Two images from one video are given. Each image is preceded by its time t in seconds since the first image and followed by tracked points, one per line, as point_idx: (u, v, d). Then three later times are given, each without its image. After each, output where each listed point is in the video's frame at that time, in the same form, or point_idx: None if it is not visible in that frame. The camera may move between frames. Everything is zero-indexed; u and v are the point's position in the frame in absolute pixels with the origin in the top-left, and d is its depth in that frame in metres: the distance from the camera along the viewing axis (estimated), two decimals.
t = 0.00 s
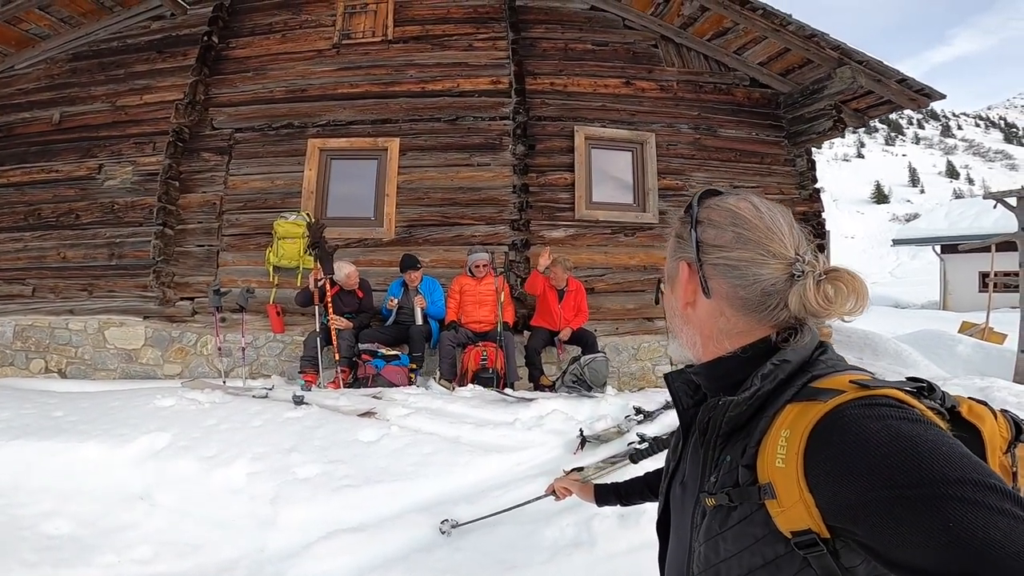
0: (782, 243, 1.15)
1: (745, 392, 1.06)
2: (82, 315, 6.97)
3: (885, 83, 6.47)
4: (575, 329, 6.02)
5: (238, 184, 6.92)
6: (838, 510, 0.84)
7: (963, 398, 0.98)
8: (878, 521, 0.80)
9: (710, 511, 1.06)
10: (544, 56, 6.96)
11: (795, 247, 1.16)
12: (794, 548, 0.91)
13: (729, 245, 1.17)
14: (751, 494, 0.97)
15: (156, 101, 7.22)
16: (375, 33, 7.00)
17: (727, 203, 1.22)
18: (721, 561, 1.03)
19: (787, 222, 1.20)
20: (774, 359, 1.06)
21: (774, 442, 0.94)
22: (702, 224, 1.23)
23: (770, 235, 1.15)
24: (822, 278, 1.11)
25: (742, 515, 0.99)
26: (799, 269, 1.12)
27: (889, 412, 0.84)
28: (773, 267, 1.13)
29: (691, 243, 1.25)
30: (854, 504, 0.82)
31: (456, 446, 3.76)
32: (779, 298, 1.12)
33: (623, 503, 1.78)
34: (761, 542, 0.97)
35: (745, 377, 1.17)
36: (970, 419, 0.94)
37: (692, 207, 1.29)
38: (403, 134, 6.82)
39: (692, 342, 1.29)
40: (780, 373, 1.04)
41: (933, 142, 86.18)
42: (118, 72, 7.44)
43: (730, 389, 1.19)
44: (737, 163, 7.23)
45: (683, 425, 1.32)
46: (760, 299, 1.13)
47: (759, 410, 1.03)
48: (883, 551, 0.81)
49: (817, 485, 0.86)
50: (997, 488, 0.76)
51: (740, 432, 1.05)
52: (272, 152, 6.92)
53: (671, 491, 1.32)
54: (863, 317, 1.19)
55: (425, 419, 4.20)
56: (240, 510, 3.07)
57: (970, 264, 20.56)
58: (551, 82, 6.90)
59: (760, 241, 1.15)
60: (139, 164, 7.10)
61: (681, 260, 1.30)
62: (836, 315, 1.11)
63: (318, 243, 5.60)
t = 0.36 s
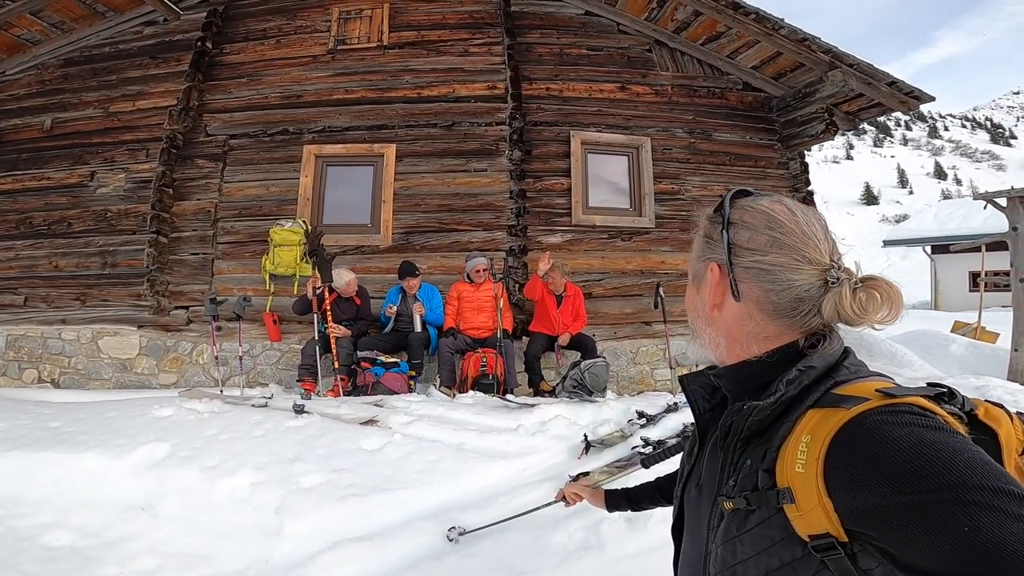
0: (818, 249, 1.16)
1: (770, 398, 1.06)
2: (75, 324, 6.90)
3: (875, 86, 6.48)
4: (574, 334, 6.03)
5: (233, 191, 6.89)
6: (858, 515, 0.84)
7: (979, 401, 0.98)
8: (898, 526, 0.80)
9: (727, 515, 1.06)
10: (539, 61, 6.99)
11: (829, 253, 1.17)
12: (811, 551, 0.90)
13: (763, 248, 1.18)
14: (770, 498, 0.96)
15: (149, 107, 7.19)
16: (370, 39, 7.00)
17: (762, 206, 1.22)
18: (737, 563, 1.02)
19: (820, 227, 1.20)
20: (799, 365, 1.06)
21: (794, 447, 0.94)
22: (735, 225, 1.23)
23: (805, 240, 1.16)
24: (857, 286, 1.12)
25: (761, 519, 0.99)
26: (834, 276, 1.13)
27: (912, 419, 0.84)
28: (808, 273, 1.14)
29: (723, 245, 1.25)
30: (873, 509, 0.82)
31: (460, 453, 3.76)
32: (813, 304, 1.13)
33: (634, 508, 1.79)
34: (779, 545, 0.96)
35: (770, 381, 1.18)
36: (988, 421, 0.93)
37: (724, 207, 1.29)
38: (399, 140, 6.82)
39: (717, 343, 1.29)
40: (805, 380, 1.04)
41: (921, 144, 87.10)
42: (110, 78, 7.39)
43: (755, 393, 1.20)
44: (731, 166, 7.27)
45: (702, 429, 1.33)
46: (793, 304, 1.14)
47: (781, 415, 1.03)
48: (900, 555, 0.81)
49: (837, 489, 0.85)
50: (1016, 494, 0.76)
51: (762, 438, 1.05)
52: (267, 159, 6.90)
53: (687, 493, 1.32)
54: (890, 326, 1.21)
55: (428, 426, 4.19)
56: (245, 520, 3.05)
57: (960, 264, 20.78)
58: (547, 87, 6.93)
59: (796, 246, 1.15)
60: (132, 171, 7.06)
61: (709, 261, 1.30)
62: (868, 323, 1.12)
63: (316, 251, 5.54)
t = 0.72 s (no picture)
0: (811, 247, 1.17)
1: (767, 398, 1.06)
2: (70, 324, 6.87)
3: (870, 86, 6.54)
4: (571, 333, 6.04)
5: (228, 190, 6.87)
6: (856, 514, 0.84)
7: (975, 399, 0.99)
8: (895, 526, 0.81)
9: (724, 515, 1.06)
10: (536, 61, 7.00)
11: (822, 250, 1.18)
12: (809, 550, 0.91)
13: (757, 247, 1.18)
14: (767, 498, 0.96)
15: (143, 106, 7.15)
16: (366, 37, 6.98)
17: (754, 204, 1.23)
18: (735, 562, 1.02)
19: (812, 223, 1.22)
20: (796, 366, 1.06)
21: (791, 447, 0.94)
22: (728, 224, 1.24)
23: (799, 238, 1.17)
24: (853, 282, 1.13)
25: (758, 519, 0.99)
26: (828, 273, 1.15)
27: (909, 419, 0.85)
28: (802, 271, 1.15)
29: (716, 245, 1.26)
30: (870, 508, 0.82)
31: (458, 452, 3.76)
32: (809, 302, 1.14)
33: (633, 507, 1.79)
34: (777, 545, 0.96)
35: (768, 381, 1.18)
36: (984, 419, 0.94)
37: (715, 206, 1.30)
38: (396, 139, 6.80)
39: (712, 344, 1.29)
40: (802, 380, 1.04)
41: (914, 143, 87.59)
42: (103, 77, 7.34)
43: (751, 393, 1.20)
44: (727, 165, 7.29)
45: (697, 428, 1.34)
46: (789, 302, 1.15)
47: (778, 415, 1.04)
48: (897, 555, 0.82)
49: (835, 488, 0.86)
50: (1014, 494, 0.77)
51: (759, 438, 1.06)
52: (262, 158, 6.88)
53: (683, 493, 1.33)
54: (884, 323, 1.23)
55: (426, 425, 4.19)
56: (243, 520, 3.05)
57: (953, 262, 20.92)
58: (543, 86, 6.93)
59: (789, 244, 1.17)
60: (127, 170, 7.02)
61: (703, 261, 1.30)
62: (863, 320, 1.13)
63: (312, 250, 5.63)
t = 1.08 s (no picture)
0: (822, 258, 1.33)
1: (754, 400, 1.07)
2: (70, 323, 6.88)
3: (869, 83, 6.52)
4: (569, 331, 6.03)
5: (227, 189, 6.87)
6: (839, 516, 0.84)
7: (960, 402, 0.99)
8: (878, 527, 0.81)
9: (710, 517, 1.05)
10: (535, 58, 6.99)
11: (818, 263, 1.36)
12: (793, 553, 0.90)
13: (807, 249, 1.27)
14: (752, 500, 0.96)
15: (142, 105, 7.14)
16: (365, 36, 6.97)
17: (791, 211, 1.32)
18: (721, 565, 1.01)
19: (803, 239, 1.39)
20: (783, 369, 1.08)
21: (775, 449, 0.95)
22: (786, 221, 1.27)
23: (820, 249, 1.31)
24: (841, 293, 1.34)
25: (743, 521, 0.98)
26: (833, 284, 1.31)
27: (891, 421, 0.86)
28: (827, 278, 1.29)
29: (774, 236, 1.25)
30: (854, 510, 0.83)
31: (455, 451, 3.77)
32: (834, 305, 1.26)
33: (624, 506, 1.80)
34: (761, 547, 0.95)
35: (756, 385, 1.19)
36: (968, 421, 0.94)
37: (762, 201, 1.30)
38: (394, 137, 6.80)
39: (740, 339, 1.21)
40: (789, 383, 1.05)
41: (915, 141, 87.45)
42: (102, 76, 7.34)
43: (739, 397, 1.21)
44: (726, 163, 7.28)
45: (684, 430, 1.35)
46: (825, 303, 1.25)
47: (765, 417, 1.04)
48: (881, 556, 0.82)
49: (819, 489, 0.86)
50: (997, 495, 0.76)
51: (745, 440, 1.06)
52: (261, 156, 6.88)
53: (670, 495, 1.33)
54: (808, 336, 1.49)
55: (423, 423, 4.19)
56: (241, 518, 3.05)
57: (954, 260, 20.89)
58: (542, 84, 6.92)
59: (819, 252, 1.30)
60: (126, 169, 7.02)
61: (753, 251, 1.25)
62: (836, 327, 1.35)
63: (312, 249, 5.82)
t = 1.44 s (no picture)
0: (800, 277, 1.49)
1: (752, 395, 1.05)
2: (73, 321, 6.88)
3: (874, 80, 6.45)
4: (570, 328, 6.01)
5: (228, 186, 6.86)
6: (840, 512, 0.81)
7: (958, 400, 0.96)
8: (879, 523, 0.78)
9: (706, 515, 1.02)
10: (535, 55, 6.96)
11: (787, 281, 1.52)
12: (791, 551, 0.86)
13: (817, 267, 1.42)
14: (749, 497, 0.92)
15: (143, 103, 7.14)
16: (365, 33, 6.96)
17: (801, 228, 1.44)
18: (717, 564, 0.97)
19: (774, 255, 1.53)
20: (783, 365, 1.06)
21: (772, 444, 0.92)
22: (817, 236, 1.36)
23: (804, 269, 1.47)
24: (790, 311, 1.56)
25: (740, 518, 0.95)
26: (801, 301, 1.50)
27: (888, 415, 0.84)
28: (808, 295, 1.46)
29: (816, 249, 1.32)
30: (854, 506, 0.80)
31: (453, 448, 3.75)
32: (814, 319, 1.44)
33: (619, 504, 1.78)
34: (759, 545, 0.92)
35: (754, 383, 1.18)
36: (966, 418, 0.91)
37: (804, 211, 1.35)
38: (395, 135, 6.79)
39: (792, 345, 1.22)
40: (788, 378, 1.04)
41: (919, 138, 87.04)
42: (103, 74, 7.34)
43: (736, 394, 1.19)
44: (728, 160, 7.24)
45: (679, 427, 1.32)
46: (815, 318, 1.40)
47: (763, 412, 1.02)
48: (881, 553, 0.79)
49: (818, 485, 0.83)
50: (998, 491, 0.74)
51: (742, 436, 1.04)
52: (262, 154, 6.87)
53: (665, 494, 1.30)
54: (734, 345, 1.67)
55: (421, 421, 4.18)
56: (239, 515, 3.04)
57: (959, 257, 20.77)
58: (543, 81, 6.89)
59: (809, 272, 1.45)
60: (127, 167, 7.03)
61: (808, 259, 1.29)
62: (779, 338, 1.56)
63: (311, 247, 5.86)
